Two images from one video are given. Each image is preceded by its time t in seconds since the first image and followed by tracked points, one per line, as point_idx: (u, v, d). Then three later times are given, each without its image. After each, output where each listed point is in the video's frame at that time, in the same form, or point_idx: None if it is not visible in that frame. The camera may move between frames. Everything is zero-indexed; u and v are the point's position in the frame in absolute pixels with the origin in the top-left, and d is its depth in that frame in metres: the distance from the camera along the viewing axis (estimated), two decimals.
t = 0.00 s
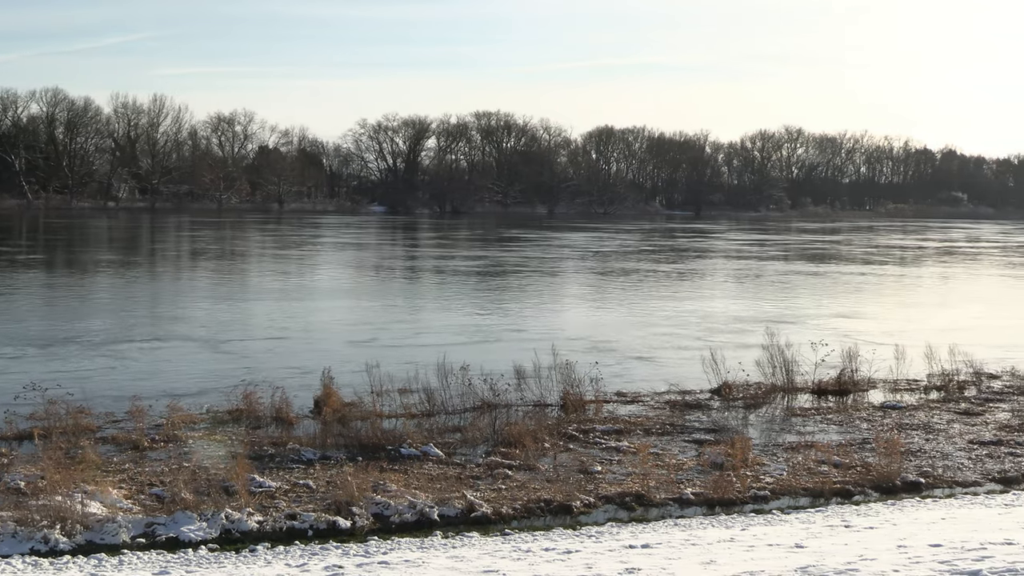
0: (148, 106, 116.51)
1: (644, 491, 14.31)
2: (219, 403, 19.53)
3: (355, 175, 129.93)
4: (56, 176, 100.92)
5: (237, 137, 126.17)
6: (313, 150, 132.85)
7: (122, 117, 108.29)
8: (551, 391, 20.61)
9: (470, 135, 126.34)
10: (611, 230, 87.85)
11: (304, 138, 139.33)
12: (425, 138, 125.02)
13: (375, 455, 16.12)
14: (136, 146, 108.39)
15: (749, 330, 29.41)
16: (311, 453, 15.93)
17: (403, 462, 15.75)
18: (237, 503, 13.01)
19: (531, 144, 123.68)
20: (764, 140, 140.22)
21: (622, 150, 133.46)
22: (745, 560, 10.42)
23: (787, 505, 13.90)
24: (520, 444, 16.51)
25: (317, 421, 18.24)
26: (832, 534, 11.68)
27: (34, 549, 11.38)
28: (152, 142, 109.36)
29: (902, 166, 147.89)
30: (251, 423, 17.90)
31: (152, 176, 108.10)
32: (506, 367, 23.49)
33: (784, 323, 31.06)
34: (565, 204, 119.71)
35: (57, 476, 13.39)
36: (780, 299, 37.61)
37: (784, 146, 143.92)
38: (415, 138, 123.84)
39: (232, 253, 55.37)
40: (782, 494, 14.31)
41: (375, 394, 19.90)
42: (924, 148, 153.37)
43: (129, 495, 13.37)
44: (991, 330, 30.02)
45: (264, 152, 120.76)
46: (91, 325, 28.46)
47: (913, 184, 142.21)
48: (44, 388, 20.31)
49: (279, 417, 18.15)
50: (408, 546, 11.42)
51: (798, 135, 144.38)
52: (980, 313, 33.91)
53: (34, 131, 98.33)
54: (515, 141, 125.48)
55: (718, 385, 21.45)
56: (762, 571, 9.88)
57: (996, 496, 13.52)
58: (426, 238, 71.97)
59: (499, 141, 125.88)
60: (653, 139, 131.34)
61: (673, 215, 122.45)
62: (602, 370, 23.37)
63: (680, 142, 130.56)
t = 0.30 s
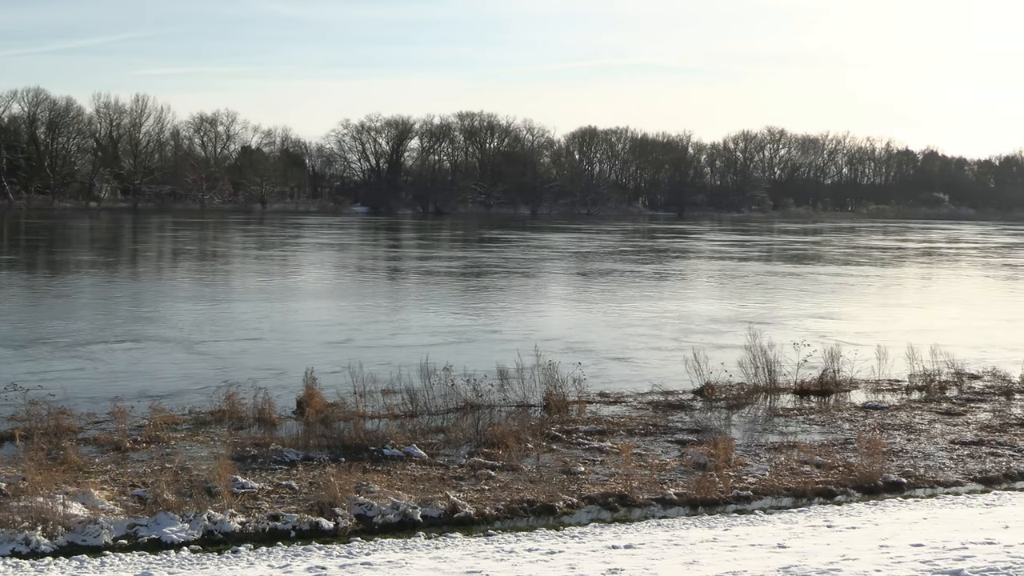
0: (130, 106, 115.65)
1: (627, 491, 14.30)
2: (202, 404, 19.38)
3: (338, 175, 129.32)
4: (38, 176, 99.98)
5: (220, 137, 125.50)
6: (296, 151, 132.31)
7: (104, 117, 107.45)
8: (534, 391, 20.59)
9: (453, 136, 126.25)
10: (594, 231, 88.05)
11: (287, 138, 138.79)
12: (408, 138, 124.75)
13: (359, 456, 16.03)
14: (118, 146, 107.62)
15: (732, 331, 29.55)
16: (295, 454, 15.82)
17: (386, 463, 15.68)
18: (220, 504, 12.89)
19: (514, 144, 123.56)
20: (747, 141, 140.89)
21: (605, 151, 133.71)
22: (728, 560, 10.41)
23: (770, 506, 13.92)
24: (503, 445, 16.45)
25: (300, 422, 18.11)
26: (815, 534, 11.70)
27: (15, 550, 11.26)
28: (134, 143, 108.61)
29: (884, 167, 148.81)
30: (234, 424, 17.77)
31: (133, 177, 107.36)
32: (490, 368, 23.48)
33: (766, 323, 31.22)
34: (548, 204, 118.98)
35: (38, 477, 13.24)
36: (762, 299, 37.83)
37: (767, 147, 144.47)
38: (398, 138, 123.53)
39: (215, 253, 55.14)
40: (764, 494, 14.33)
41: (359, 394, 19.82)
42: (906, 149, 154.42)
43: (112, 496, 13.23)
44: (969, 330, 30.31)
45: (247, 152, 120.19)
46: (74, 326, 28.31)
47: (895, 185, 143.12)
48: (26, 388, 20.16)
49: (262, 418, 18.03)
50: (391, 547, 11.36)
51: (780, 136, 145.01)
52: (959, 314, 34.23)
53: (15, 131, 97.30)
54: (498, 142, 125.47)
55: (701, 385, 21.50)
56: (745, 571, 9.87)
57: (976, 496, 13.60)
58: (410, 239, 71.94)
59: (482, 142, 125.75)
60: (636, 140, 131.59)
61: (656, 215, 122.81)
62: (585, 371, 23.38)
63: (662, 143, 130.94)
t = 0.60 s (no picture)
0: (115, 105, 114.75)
1: (614, 491, 14.27)
2: (188, 404, 19.24)
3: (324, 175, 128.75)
4: (23, 176, 98.95)
5: (206, 136, 124.79)
6: (282, 150, 131.72)
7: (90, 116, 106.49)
8: (520, 391, 20.54)
9: (439, 135, 126.13)
10: (580, 231, 88.07)
11: (273, 138, 138.14)
12: (395, 138, 124.43)
13: (345, 456, 15.94)
14: (104, 145, 106.77)
15: (718, 330, 29.59)
16: (280, 454, 15.71)
17: (372, 463, 15.60)
18: (206, 504, 12.77)
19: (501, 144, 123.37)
20: (733, 140, 141.30)
21: (592, 150, 133.71)
22: (715, 560, 10.39)
23: (755, 505, 13.91)
24: (489, 444, 16.40)
25: (286, 421, 18.00)
26: (800, 534, 11.70)
27: None
28: (120, 142, 107.82)
29: (870, 167, 149.48)
30: (220, 424, 17.64)
31: (119, 176, 106.64)
32: (476, 368, 23.42)
33: (752, 323, 31.30)
34: (534, 204, 119.42)
35: (23, 478, 13.10)
36: (748, 299, 37.93)
37: (753, 147, 144.85)
38: (385, 138, 123.15)
39: (200, 253, 54.80)
40: (750, 493, 14.34)
41: (345, 394, 19.71)
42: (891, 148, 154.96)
43: (97, 497, 13.11)
44: (951, 330, 30.39)
45: (233, 151, 119.59)
46: (58, 326, 28.08)
47: (880, 185, 143.77)
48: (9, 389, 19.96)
49: (247, 418, 17.90)
50: (378, 547, 11.29)
51: (766, 136, 145.36)
52: (941, 314, 34.33)
53: None
54: (484, 142, 125.25)
55: (687, 385, 21.51)
56: (731, 571, 9.85)
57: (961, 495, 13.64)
58: (396, 239, 71.77)
59: (468, 142, 125.57)
60: (623, 139, 131.66)
61: (642, 215, 123.00)
62: (572, 370, 23.35)
63: (648, 143, 131.11)
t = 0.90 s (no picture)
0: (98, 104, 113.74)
1: (597, 491, 14.24)
2: (171, 404, 19.08)
3: (308, 175, 128.14)
4: (4, 175, 97.86)
5: (189, 136, 124.02)
6: (265, 150, 131.06)
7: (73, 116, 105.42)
8: (505, 391, 20.49)
9: (423, 135, 125.90)
10: (564, 230, 88.11)
11: (257, 137, 137.40)
12: (379, 138, 124.06)
13: (329, 456, 15.84)
14: (87, 145, 105.82)
15: (701, 330, 29.67)
16: (264, 454, 15.60)
17: (356, 463, 15.51)
18: (189, 505, 12.65)
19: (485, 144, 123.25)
20: (716, 141, 141.84)
21: (576, 150, 133.55)
22: (699, 559, 10.38)
23: (739, 505, 13.92)
24: (474, 444, 16.34)
25: (270, 422, 17.87)
26: (783, 533, 11.72)
27: None
28: (103, 141, 106.94)
29: (853, 167, 150.35)
30: (204, 424, 17.50)
31: (102, 176, 105.82)
32: (460, 368, 23.35)
33: (735, 323, 31.41)
34: (518, 204, 119.64)
35: (5, 478, 12.94)
36: (731, 300, 38.06)
37: (737, 147, 145.40)
38: (369, 138, 122.76)
39: (183, 252, 54.40)
40: (734, 493, 14.36)
41: (329, 394, 19.61)
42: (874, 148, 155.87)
43: (80, 497, 12.97)
44: (931, 330, 30.56)
45: (216, 151, 118.93)
46: (38, 326, 27.80)
47: (863, 185, 144.65)
48: None
49: (232, 418, 17.78)
50: (362, 547, 11.22)
51: (750, 136, 145.87)
52: (921, 314, 34.54)
53: None
54: (469, 142, 125.03)
55: (671, 385, 21.52)
56: (715, 570, 9.84)
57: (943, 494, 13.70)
58: (380, 238, 71.56)
59: (452, 142, 125.37)
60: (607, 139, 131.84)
61: (626, 215, 123.24)
62: (557, 371, 23.33)
63: (632, 143, 131.35)
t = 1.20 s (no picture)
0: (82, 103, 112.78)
1: (583, 490, 14.22)
2: (156, 404, 18.94)
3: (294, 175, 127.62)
4: None
5: (175, 136, 123.26)
6: (251, 149, 130.41)
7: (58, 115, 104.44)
8: (490, 391, 20.45)
9: (409, 135, 125.64)
10: (550, 230, 88.06)
11: (242, 137, 136.70)
12: (365, 138, 123.70)
13: (315, 456, 15.76)
14: (72, 145, 104.89)
15: (686, 330, 29.70)
16: (250, 454, 15.48)
17: (342, 462, 15.44)
18: (175, 505, 12.55)
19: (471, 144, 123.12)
20: (703, 140, 142.28)
21: (562, 150, 133.68)
22: (685, 559, 10.37)
23: (725, 505, 13.90)
24: (460, 444, 16.28)
25: (256, 422, 17.76)
26: (768, 532, 11.73)
27: None
28: (88, 141, 106.09)
29: (838, 167, 151.07)
30: (189, 424, 17.37)
31: (87, 176, 104.94)
32: (447, 367, 23.30)
33: (721, 323, 31.46)
34: (504, 203, 119.56)
35: None
36: (717, 299, 38.15)
37: (723, 147, 145.83)
38: (355, 138, 122.37)
39: (168, 252, 53.99)
40: (719, 492, 14.38)
41: (315, 394, 19.51)
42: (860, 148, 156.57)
43: (65, 498, 12.85)
44: (912, 330, 30.68)
45: (201, 151, 118.26)
46: (21, 326, 27.54)
47: (849, 185, 145.32)
48: None
49: (217, 418, 17.65)
50: (348, 547, 11.15)
51: (735, 136, 146.32)
52: (903, 314, 34.68)
53: None
54: (454, 141, 124.76)
55: (657, 384, 21.54)
56: (700, 569, 9.83)
57: (929, 493, 13.73)
58: (366, 238, 71.32)
59: (438, 141, 125.12)
60: (593, 139, 131.97)
61: (613, 215, 123.38)
62: (543, 370, 23.30)
63: (618, 142, 131.51)
